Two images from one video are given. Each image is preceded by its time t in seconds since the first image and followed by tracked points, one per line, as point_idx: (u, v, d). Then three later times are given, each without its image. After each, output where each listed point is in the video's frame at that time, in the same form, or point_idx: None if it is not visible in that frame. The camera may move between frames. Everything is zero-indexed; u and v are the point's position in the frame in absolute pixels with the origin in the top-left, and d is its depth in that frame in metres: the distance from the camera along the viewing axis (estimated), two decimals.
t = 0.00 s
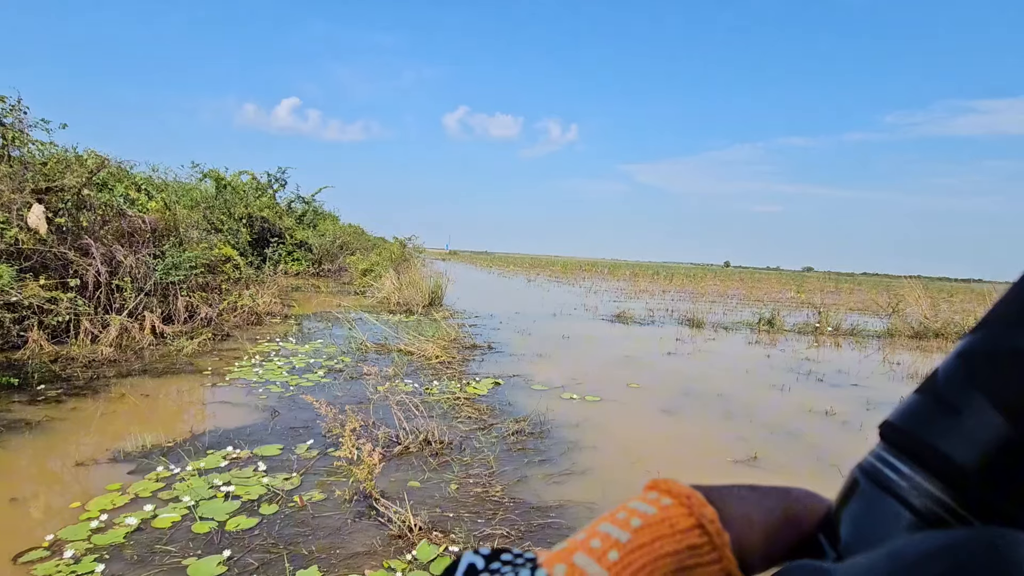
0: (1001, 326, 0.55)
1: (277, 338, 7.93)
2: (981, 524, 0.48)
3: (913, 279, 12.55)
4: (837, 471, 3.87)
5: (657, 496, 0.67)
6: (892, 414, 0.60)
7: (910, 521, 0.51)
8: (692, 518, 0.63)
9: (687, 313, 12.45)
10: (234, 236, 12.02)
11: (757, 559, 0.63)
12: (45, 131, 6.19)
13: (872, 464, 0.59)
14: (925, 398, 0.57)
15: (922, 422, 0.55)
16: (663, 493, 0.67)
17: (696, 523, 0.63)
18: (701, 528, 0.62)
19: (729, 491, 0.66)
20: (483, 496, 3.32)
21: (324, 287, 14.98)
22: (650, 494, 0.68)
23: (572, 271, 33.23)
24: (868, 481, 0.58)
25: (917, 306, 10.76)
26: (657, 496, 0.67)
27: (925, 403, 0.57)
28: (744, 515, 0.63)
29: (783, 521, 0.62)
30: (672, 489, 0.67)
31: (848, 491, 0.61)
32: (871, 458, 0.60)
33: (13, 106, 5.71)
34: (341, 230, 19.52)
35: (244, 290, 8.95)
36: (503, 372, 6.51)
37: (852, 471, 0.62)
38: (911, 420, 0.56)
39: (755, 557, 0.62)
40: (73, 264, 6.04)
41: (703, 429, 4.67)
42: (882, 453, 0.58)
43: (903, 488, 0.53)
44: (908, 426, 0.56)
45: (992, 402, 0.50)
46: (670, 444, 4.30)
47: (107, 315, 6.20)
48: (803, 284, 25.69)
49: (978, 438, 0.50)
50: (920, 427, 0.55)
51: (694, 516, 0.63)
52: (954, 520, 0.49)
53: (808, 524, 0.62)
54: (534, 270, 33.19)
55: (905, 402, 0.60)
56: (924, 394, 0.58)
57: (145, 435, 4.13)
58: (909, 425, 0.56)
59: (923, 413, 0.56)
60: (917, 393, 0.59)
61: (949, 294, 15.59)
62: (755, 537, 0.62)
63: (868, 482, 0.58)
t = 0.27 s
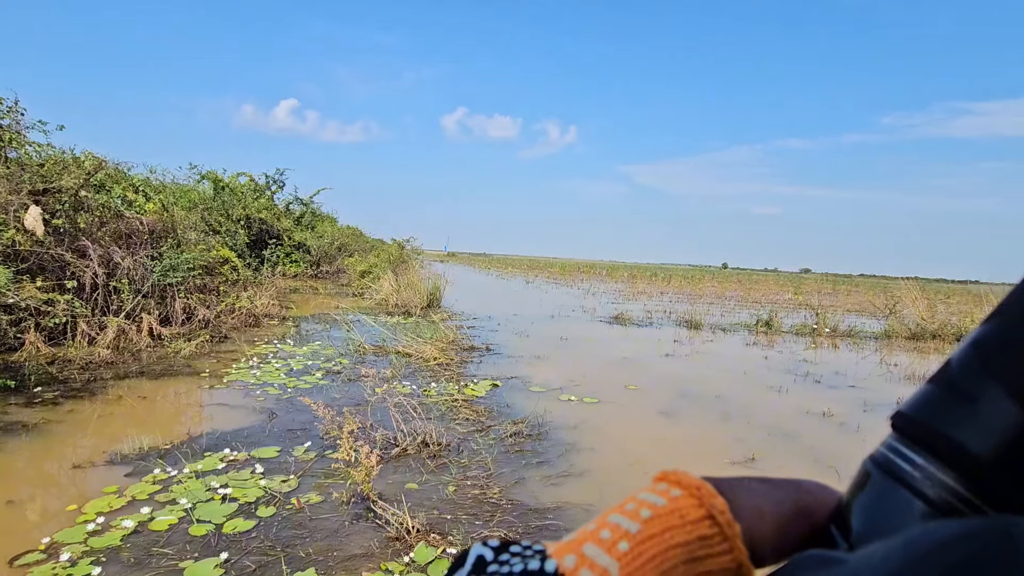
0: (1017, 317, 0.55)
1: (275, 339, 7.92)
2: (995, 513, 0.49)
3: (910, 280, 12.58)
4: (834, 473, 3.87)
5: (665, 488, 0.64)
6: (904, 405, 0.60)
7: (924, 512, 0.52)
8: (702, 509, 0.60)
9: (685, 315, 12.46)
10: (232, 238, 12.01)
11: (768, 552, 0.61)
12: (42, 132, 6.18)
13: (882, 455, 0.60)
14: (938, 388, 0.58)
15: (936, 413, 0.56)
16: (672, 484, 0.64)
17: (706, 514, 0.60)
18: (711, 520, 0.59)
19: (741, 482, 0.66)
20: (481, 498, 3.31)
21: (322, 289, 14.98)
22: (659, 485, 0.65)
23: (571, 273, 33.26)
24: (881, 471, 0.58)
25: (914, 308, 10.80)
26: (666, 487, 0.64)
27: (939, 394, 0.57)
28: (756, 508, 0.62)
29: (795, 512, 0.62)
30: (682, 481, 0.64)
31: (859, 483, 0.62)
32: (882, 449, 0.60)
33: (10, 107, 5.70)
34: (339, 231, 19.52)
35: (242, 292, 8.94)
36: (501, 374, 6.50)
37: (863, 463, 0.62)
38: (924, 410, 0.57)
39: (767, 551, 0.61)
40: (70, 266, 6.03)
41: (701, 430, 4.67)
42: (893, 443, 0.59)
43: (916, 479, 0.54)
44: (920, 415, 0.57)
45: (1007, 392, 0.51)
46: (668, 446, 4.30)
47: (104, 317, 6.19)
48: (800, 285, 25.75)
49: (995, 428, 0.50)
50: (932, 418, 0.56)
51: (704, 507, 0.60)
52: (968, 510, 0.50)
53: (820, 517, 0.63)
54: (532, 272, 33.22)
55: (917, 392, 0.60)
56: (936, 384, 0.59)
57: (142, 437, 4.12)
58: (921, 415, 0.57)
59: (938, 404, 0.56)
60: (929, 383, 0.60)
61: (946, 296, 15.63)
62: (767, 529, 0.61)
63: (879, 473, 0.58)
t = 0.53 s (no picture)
0: (999, 320, 0.56)
1: (273, 341, 7.90)
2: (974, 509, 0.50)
3: (906, 282, 12.63)
4: (831, 474, 3.87)
5: (660, 486, 0.64)
6: (890, 405, 0.61)
7: (905, 507, 0.53)
8: (695, 505, 0.60)
9: (683, 316, 12.48)
10: (229, 240, 11.99)
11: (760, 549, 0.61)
12: (39, 134, 6.16)
13: (868, 454, 0.60)
14: (923, 389, 0.59)
15: (920, 412, 0.57)
16: (666, 482, 0.64)
17: (699, 510, 0.60)
18: (703, 516, 0.60)
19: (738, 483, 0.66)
20: (478, 500, 3.31)
21: (320, 291, 14.95)
22: (653, 483, 0.65)
23: (568, 274, 33.29)
24: (866, 469, 0.59)
25: (910, 310, 10.84)
26: (660, 485, 0.64)
27: (923, 394, 0.58)
28: (747, 505, 0.63)
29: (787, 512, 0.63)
30: (676, 478, 0.64)
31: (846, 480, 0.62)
32: (867, 449, 0.61)
33: (6, 109, 5.68)
34: (337, 233, 19.50)
35: (239, 294, 8.92)
36: (499, 376, 6.50)
37: (849, 462, 0.63)
38: (909, 410, 0.58)
39: (758, 547, 0.61)
40: (67, 268, 6.01)
41: (697, 432, 4.68)
42: (878, 443, 0.59)
43: (899, 476, 0.55)
44: (905, 415, 0.58)
45: (987, 392, 0.53)
46: (665, 447, 4.30)
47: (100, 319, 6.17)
48: (797, 287, 25.83)
49: (977, 426, 0.52)
50: (917, 418, 0.57)
51: (697, 504, 0.61)
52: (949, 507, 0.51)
53: (808, 515, 0.63)
54: (530, 273, 33.24)
55: (902, 393, 0.61)
56: (921, 385, 0.60)
57: (138, 439, 4.10)
58: (906, 415, 0.58)
59: (922, 404, 0.57)
60: (914, 385, 0.61)
61: (942, 297, 15.69)
62: (758, 526, 0.62)
63: (864, 471, 0.59)
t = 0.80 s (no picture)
0: (1002, 321, 0.57)
1: (269, 343, 7.88)
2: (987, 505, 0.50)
3: (902, 283, 12.68)
4: (828, 475, 3.88)
5: (687, 483, 0.62)
6: (900, 406, 0.62)
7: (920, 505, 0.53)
8: (723, 501, 0.58)
9: (680, 318, 12.51)
10: (226, 242, 11.97)
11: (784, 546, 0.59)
12: (34, 136, 6.13)
13: (880, 454, 0.60)
14: (931, 390, 0.60)
15: (929, 412, 0.57)
16: (693, 480, 0.62)
17: (727, 506, 0.58)
18: (732, 511, 0.58)
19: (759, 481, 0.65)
20: (475, 502, 3.31)
21: (317, 293, 14.94)
22: (680, 481, 0.63)
23: (566, 276, 33.33)
24: (880, 469, 0.59)
25: (906, 311, 10.89)
26: (688, 482, 0.62)
27: (931, 396, 0.59)
28: (770, 502, 0.61)
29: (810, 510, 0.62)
30: (703, 476, 0.62)
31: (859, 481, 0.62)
32: (879, 450, 0.61)
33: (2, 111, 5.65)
34: (334, 235, 19.48)
35: (236, 296, 8.90)
36: (496, 378, 6.50)
37: (863, 463, 0.63)
38: (918, 411, 0.59)
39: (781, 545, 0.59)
40: (62, 270, 5.98)
41: (695, 433, 4.68)
42: (891, 443, 0.60)
43: (913, 474, 0.55)
44: (915, 416, 0.58)
45: (994, 392, 0.53)
46: (664, 448, 4.30)
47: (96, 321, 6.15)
48: (794, 288, 25.92)
49: (985, 425, 0.52)
50: (928, 418, 0.57)
51: (725, 499, 0.59)
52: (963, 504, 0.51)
53: (828, 515, 0.61)
54: (528, 275, 33.28)
55: (912, 394, 0.62)
56: (928, 386, 0.61)
57: (134, 442, 4.08)
58: (916, 416, 0.58)
59: (931, 405, 0.58)
60: (922, 386, 0.62)
61: (937, 298, 15.76)
62: (781, 524, 0.60)
63: (878, 470, 0.59)
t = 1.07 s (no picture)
0: None
1: (266, 346, 7.86)
2: None
3: (898, 284, 12.71)
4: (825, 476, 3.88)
5: (741, 495, 0.63)
6: (967, 421, 0.62)
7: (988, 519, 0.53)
8: (781, 514, 0.59)
9: (677, 319, 12.51)
10: (223, 244, 11.95)
11: (845, 561, 0.58)
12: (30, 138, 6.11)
13: (947, 471, 0.61)
14: (999, 406, 0.60)
15: (998, 430, 0.58)
16: (748, 491, 0.63)
17: (785, 519, 0.59)
18: (791, 525, 0.58)
19: (808, 498, 0.65)
20: (473, 504, 3.30)
21: (313, 295, 14.90)
22: (733, 494, 0.64)
23: (563, 278, 33.33)
24: (947, 484, 0.59)
25: (902, 312, 10.91)
26: (742, 495, 0.64)
27: (1000, 412, 0.59)
28: (827, 517, 0.61)
29: (866, 526, 0.61)
30: (758, 488, 0.63)
31: (924, 498, 0.62)
32: (945, 465, 0.62)
33: None
34: (331, 237, 19.44)
35: (233, 298, 8.87)
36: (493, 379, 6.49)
37: (925, 477, 0.63)
38: (987, 428, 0.59)
39: (842, 559, 0.58)
40: (58, 272, 5.96)
41: (694, 434, 4.68)
42: (958, 460, 0.60)
43: (980, 490, 0.55)
44: (984, 434, 0.59)
45: None
46: (663, 450, 4.31)
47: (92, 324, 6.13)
48: (792, 291, 25.95)
49: None
50: (996, 435, 0.57)
51: (783, 513, 0.59)
52: None
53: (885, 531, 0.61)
54: (526, 277, 33.28)
55: (978, 410, 0.62)
56: (996, 403, 0.61)
57: (131, 445, 4.07)
58: (986, 433, 0.59)
59: (1000, 421, 0.59)
60: (989, 402, 0.62)
61: (932, 299, 15.80)
62: (842, 537, 0.60)
63: (946, 487, 0.59)
